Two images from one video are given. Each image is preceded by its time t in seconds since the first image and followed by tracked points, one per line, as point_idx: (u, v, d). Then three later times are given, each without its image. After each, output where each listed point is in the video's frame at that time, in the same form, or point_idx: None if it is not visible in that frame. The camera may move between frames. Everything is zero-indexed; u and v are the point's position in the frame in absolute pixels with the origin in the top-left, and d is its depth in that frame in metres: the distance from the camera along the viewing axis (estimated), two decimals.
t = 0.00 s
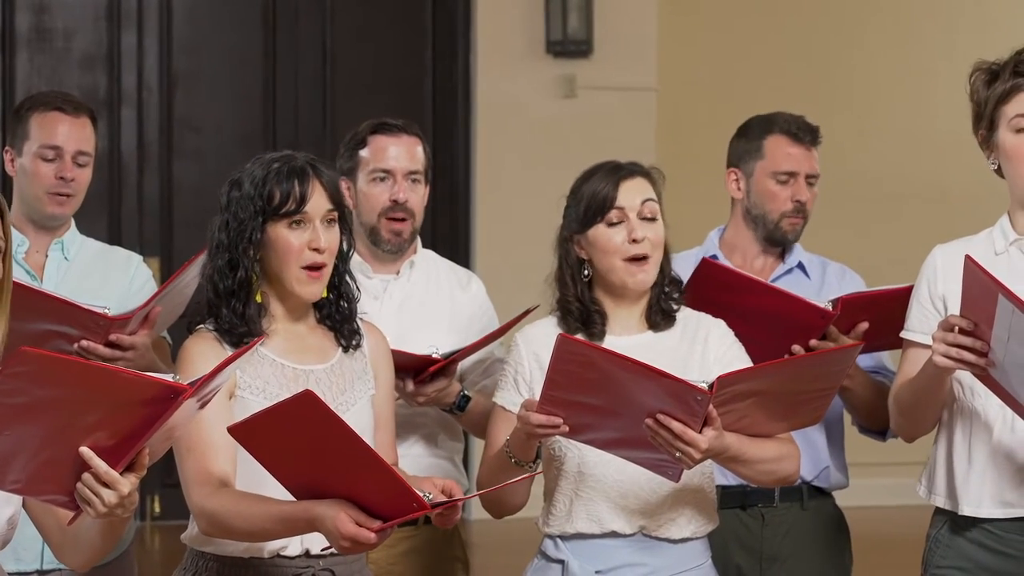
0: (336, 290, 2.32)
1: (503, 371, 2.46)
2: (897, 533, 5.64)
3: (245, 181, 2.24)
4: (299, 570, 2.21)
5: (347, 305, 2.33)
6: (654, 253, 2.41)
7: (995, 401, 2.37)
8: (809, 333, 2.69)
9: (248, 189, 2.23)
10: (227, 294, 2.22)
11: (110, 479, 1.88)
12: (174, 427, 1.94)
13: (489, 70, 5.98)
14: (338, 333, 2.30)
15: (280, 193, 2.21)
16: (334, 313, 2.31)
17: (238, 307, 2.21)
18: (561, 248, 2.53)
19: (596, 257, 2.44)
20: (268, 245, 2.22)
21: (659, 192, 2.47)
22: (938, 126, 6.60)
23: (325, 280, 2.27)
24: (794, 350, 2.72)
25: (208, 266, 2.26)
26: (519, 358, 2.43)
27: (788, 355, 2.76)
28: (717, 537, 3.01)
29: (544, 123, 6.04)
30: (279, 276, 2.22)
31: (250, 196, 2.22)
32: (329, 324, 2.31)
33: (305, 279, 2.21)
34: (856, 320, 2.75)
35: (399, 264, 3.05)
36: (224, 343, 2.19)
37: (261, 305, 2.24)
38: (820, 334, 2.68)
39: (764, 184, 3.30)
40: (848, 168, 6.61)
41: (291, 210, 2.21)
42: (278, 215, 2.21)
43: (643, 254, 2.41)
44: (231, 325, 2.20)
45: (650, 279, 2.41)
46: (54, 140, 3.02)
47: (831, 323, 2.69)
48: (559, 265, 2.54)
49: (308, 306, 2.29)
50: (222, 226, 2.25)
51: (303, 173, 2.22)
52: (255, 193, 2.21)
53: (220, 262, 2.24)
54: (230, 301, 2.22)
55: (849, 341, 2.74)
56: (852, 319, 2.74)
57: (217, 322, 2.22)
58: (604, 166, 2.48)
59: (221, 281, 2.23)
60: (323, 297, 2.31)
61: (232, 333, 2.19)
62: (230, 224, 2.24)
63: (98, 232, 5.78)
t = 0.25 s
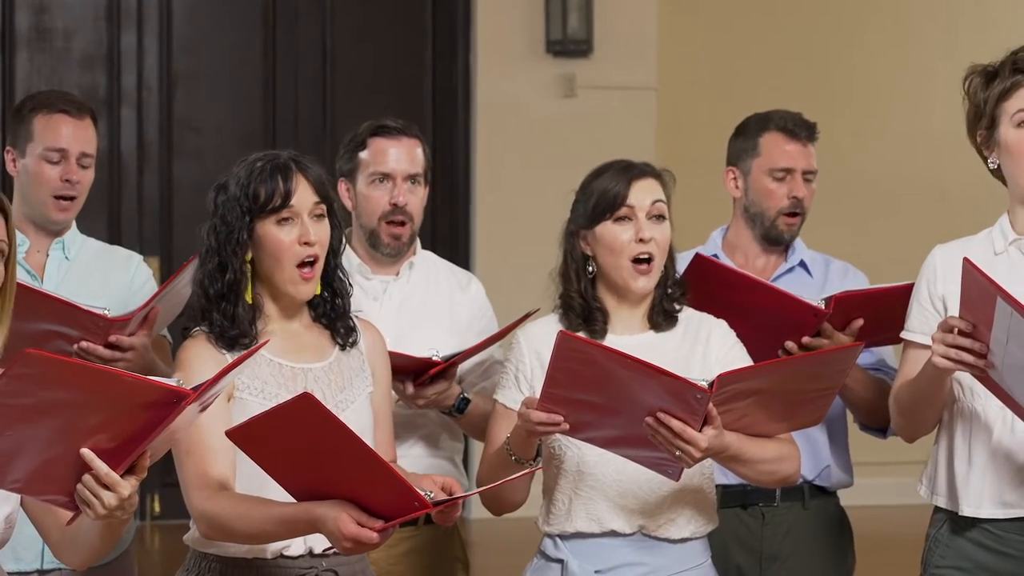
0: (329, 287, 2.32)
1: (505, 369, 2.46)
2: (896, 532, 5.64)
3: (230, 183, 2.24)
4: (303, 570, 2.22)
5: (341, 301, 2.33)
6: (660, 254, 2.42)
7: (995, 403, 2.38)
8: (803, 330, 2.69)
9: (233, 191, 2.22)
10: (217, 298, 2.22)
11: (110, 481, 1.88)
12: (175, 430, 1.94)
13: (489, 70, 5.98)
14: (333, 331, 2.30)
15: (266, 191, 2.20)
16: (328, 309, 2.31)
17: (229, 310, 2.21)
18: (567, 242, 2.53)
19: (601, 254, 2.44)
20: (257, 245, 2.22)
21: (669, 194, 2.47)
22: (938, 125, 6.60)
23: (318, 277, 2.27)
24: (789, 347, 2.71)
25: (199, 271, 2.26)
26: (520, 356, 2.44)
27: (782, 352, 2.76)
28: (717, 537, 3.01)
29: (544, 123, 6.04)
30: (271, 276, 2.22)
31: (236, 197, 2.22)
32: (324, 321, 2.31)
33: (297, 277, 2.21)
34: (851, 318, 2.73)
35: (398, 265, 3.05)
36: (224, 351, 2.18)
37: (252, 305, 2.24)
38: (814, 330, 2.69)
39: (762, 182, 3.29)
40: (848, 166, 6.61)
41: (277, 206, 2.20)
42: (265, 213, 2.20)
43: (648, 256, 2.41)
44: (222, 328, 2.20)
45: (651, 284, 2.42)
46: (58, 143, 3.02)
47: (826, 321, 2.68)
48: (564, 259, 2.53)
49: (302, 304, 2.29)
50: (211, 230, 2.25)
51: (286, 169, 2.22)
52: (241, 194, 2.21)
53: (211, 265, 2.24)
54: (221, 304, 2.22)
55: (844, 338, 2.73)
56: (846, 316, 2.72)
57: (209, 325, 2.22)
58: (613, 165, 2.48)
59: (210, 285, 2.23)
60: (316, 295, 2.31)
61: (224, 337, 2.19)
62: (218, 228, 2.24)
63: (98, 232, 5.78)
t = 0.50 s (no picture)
0: (326, 286, 2.32)
1: (507, 367, 2.47)
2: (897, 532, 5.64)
3: (224, 184, 2.24)
4: (306, 571, 2.23)
5: (339, 300, 2.32)
6: (671, 261, 2.41)
7: (994, 404, 2.37)
8: (801, 331, 2.69)
9: (226, 192, 2.23)
10: (212, 299, 2.22)
11: (108, 481, 1.88)
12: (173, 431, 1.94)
13: (489, 70, 5.98)
14: (332, 331, 2.30)
15: (258, 191, 2.20)
16: (325, 308, 2.31)
17: (223, 311, 2.21)
18: (575, 239, 2.52)
19: (612, 256, 2.43)
20: (252, 245, 2.22)
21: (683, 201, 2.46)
22: (939, 124, 6.59)
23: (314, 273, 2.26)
24: (786, 350, 2.72)
25: (194, 274, 2.26)
26: (523, 354, 2.44)
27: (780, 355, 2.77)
28: (719, 536, 3.01)
29: (544, 123, 6.04)
30: (267, 274, 2.22)
31: (228, 199, 2.22)
32: (322, 321, 2.31)
33: (292, 272, 2.20)
34: (849, 320, 2.73)
35: (397, 265, 3.05)
36: (221, 351, 2.18)
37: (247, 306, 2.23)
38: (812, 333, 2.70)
39: (763, 190, 3.29)
40: (849, 166, 6.60)
41: (270, 206, 2.20)
42: (258, 213, 2.20)
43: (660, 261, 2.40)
44: (218, 330, 2.20)
45: (662, 282, 2.40)
46: (63, 147, 3.01)
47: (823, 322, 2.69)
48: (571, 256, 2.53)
49: (299, 301, 2.29)
50: (205, 233, 2.25)
51: (278, 169, 2.22)
52: (233, 196, 2.21)
53: (205, 267, 2.24)
54: (216, 306, 2.21)
55: (842, 341, 2.73)
56: (843, 319, 2.72)
57: (205, 326, 2.21)
58: (630, 167, 2.46)
59: (205, 287, 2.23)
60: (313, 294, 2.31)
61: (220, 338, 2.19)
62: (212, 230, 2.24)
63: (98, 232, 5.78)
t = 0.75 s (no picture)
0: (327, 287, 2.31)
1: (509, 365, 2.47)
2: (896, 532, 5.64)
3: (225, 186, 2.24)
4: (307, 572, 2.24)
5: (339, 301, 2.32)
6: (680, 266, 2.42)
7: (994, 405, 2.38)
8: (802, 331, 2.70)
9: (227, 195, 2.22)
10: (212, 301, 2.22)
11: (109, 482, 1.88)
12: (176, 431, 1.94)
13: (489, 70, 5.98)
14: (331, 332, 2.31)
15: (259, 196, 2.20)
16: (326, 309, 2.31)
17: (223, 314, 2.21)
18: (584, 238, 2.52)
19: (622, 259, 2.43)
20: (253, 248, 2.22)
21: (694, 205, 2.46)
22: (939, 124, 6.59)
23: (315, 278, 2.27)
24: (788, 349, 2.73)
25: (194, 275, 2.26)
26: (525, 352, 2.44)
27: (782, 356, 2.78)
28: (720, 537, 3.01)
29: (544, 123, 6.04)
30: (267, 278, 2.22)
31: (229, 202, 2.22)
32: (322, 321, 2.31)
33: (292, 278, 2.21)
34: (850, 319, 2.74)
35: (397, 264, 3.05)
36: (223, 354, 2.19)
37: (247, 309, 2.23)
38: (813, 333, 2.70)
39: (769, 187, 3.29)
40: (849, 166, 6.60)
41: (270, 211, 2.20)
42: (259, 217, 2.20)
43: (669, 266, 2.41)
44: (217, 332, 2.20)
45: (668, 290, 2.41)
46: (65, 148, 3.01)
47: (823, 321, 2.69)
48: (579, 254, 2.53)
49: (299, 304, 2.29)
50: (205, 234, 2.25)
51: (280, 173, 2.22)
52: (234, 199, 2.21)
53: (205, 269, 2.24)
54: (216, 308, 2.22)
55: (842, 341, 2.74)
56: (844, 318, 2.72)
57: (205, 327, 2.22)
58: (642, 170, 2.46)
59: (205, 289, 2.23)
60: (314, 295, 2.31)
61: (221, 340, 2.20)
62: (212, 232, 2.23)
63: (98, 232, 5.78)
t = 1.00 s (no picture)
0: (328, 285, 2.31)
1: (510, 365, 2.47)
2: (896, 532, 5.64)
3: (230, 184, 2.23)
4: (309, 572, 2.24)
5: (340, 299, 2.32)
6: (682, 262, 2.42)
7: (995, 405, 2.38)
8: (801, 330, 2.70)
9: (232, 193, 2.22)
10: (215, 300, 2.22)
11: (110, 477, 1.88)
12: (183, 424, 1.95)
13: (490, 70, 5.98)
14: (333, 330, 2.31)
15: (266, 196, 2.20)
16: (327, 307, 2.31)
17: (227, 313, 2.21)
18: (585, 236, 2.51)
19: (625, 257, 2.43)
20: (258, 248, 2.22)
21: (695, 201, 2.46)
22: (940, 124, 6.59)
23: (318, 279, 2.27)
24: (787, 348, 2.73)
25: (197, 272, 2.26)
26: (527, 352, 2.44)
27: (782, 355, 2.78)
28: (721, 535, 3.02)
29: (545, 123, 6.04)
30: (272, 279, 2.22)
31: (235, 200, 2.21)
32: (323, 320, 2.31)
33: (299, 280, 2.21)
34: (849, 319, 2.74)
35: (399, 261, 3.06)
36: (224, 351, 2.19)
37: (250, 308, 2.23)
38: (813, 332, 2.71)
39: (776, 185, 3.30)
40: (849, 166, 6.60)
41: (278, 212, 2.20)
42: (265, 218, 2.20)
43: (672, 260, 2.41)
44: (220, 331, 2.20)
45: (667, 295, 2.42)
46: (62, 144, 3.02)
47: (823, 320, 2.69)
48: (582, 252, 2.52)
49: (302, 304, 2.29)
50: (209, 232, 2.24)
51: (287, 172, 2.21)
52: (241, 197, 2.21)
53: (209, 267, 2.24)
54: (220, 307, 2.22)
55: (842, 340, 2.73)
56: (843, 318, 2.72)
57: (208, 326, 2.22)
58: (643, 167, 2.46)
59: (209, 288, 2.23)
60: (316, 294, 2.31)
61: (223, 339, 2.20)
62: (217, 230, 2.23)
63: (99, 232, 5.78)
